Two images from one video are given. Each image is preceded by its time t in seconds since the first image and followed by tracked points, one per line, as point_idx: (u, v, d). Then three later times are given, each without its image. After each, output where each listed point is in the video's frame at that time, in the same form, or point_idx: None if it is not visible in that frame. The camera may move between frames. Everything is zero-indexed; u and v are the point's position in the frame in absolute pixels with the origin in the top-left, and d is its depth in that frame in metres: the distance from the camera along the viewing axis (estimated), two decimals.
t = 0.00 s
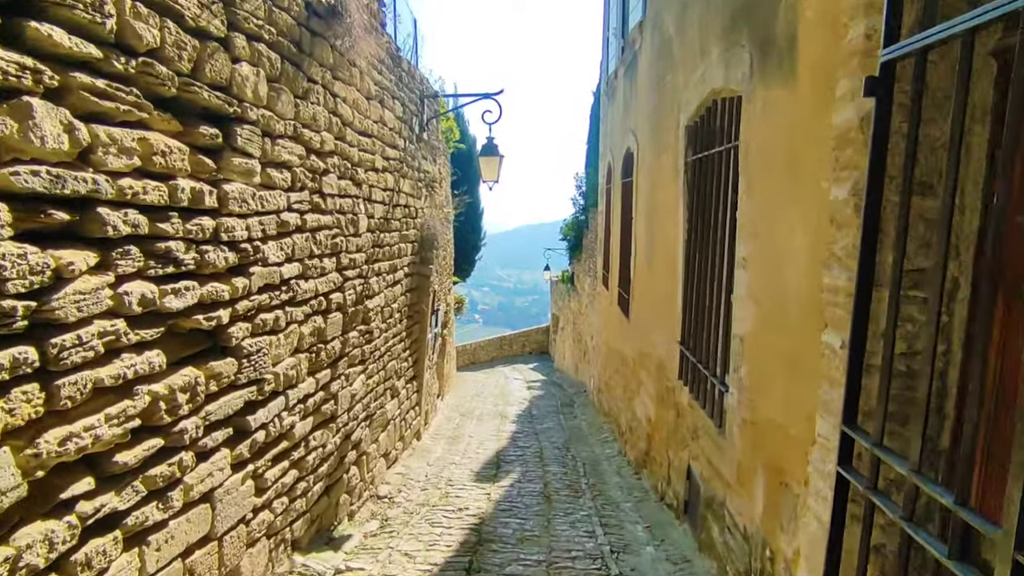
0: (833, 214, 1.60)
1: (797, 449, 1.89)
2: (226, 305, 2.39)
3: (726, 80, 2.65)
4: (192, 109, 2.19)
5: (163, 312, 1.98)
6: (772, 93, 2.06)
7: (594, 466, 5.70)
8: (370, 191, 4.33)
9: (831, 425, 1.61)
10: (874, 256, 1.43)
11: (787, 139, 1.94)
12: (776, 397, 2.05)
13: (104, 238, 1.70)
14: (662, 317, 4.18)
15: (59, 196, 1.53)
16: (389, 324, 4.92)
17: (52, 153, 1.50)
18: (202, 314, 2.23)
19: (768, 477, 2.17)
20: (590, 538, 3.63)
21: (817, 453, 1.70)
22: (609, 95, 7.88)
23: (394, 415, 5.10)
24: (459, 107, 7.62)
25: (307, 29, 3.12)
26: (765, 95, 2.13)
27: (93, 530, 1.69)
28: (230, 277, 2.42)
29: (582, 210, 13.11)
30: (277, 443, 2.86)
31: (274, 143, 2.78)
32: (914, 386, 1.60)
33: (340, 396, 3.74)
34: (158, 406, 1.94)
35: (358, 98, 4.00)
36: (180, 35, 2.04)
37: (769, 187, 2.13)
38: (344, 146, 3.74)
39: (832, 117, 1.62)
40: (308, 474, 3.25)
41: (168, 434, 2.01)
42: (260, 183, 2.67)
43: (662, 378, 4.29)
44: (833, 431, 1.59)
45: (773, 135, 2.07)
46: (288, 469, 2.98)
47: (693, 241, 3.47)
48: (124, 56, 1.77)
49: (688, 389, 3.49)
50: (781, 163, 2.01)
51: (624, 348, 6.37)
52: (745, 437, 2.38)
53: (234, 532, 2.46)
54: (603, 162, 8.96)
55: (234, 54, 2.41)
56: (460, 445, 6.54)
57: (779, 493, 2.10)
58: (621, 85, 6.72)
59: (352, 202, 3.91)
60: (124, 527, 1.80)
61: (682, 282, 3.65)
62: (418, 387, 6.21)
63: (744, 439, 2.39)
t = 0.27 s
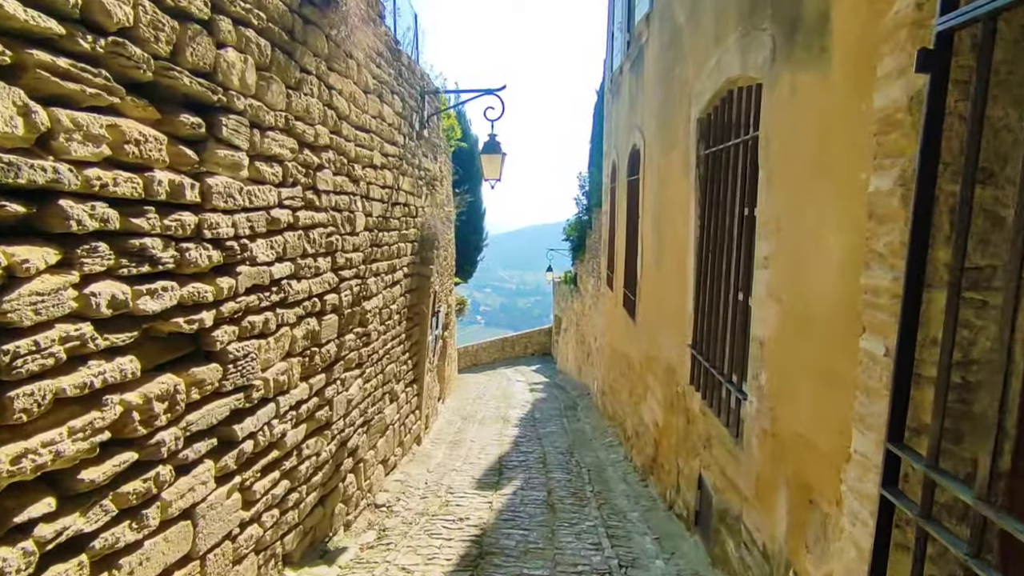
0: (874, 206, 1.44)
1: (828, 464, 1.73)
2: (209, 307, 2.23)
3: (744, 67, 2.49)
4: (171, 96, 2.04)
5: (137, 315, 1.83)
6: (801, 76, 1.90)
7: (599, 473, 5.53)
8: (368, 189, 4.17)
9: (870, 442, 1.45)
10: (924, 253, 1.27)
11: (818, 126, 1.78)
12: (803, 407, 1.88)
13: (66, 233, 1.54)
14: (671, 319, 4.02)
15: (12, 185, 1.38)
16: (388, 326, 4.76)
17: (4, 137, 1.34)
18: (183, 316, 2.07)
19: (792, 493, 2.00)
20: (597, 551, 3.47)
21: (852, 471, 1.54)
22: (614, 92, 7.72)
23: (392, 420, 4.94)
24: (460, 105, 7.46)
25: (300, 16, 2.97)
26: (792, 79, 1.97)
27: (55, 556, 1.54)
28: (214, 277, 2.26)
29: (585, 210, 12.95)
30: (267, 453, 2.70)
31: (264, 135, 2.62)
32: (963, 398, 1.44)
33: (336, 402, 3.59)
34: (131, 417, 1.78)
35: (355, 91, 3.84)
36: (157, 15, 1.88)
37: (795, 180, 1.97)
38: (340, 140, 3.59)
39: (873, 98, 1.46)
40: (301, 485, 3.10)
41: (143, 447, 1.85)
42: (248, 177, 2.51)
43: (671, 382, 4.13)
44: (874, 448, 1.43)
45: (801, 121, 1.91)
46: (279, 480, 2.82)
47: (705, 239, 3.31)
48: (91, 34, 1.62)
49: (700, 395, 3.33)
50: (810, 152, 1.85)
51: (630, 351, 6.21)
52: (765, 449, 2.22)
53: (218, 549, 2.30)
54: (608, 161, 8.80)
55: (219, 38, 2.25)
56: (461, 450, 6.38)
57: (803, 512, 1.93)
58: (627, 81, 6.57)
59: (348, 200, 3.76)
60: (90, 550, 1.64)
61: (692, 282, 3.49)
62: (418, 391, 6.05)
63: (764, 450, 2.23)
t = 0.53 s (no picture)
0: (913, 193, 1.29)
1: (855, 477, 1.58)
2: (187, 306, 2.09)
3: (758, 51, 2.35)
4: (143, 80, 1.90)
5: (103, 314, 1.69)
6: (823, 56, 1.75)
7: (602, 479, 5.39)
8: (363, 185, 4.04)
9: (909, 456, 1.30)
10: (975, 244, 1.12)
11: (842, 109, 1.64)
12: (826, 414, 1.73)
13: (19, 224, 1.40)
14: (678, 321, 3.88)
15: None
16: (385, 327, 4.62)
17: None
18: (157, 316, 1.93)
19: (812, 507, 1.86)
20: (601, 563, 3.32)
21: (886, 487, 1.39)
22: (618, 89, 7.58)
23: (389, 424, 4.80)
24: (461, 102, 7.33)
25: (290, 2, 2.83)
26: (812, 60, 1.83)
27: None
28: (193, 275, 2.12)
29: (588, 210, 12.80)
30: (252, 461, 2.56)
31: (249, 125, 2.48)
32: (1013, 406, 1.29)
33: (328, 407, 3.44)
34: (95, 426, 1.64)
35: (350, 84, 3.71)
36: None
37: (815, 169, 1.83)
38: (333, 134, 3.45)
39: (910, 73, 1.31)
40: (290, 494, 2.95)
41: (110, 457, 1.71)
42: (232, 169, 2.37)
43: (678, 386, 3.98)
44: (913, 464, 1.28)
45: (822, 105, 1.76)
46: (266, 489, 2.68)
47: (714, 237, 3.17)
48: (49, 6, 1.48)
49: (709, 400, 3.17)
50: (832, 137, 1.70)
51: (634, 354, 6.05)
52: (783, 459, 2.07)
53: (197, 565, 2.16)
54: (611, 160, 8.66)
55: (199, 20, 2.12)
56: (461, 454, 6.23)
57: (826, 529, 1.78)
58: (631, 77, 6.43)
59: (342, 196, 3.62)
60: (47, 572, 1.50)
61: (700, 281, 3.34)
62: (416, 393, 5.91)
63: (781, 460, 2.08)
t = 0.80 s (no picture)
0: (963, 175, 1.14)
1: (887, 493, 1.43)
2: (159, 305, 1.94)
3: (773, 33, 2.20)
4: (109, 60, 1.75)
5: (59, 313, 1.54)
6: (853, 31, 1.61)
7: (605, 485, 5.23)
8: (357, 181, 3.90)
9: (958, 474, 1.14)
10: None
11: (875, 87, 1.49)
12: (853, 423, 1.58)
13: None
14: (684, 322, 3.73)
15: None
16: (380, 329, 4.46)
17: None
18: (124, 316, 1.78)
19: (835, 524, 1.70)
20: None
21: (929, 507, 1.24)
22: (621, 86, 7.44)
23: (384, 429, 4.65)
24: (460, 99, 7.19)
25: None
26: (839, 37, 1.68)
27: None
28: (166, 271, 1.97)
29: (591, 211, 12.65)
30: (234, 471, 2.41)
31: (230, 113, 2.34)
32: None
33: (318, 413, 3.29)
34: (50, 436, 1.50)
35: (342, 75, 3.57)
36: None
37: (840, 155, 1.68)
38: (324, 127, 3.31)
39: (959, 40, 1.17)
40: (276, 505, 2.80)
41: (68, 470, 1.56)
42: (211, 159, 2.23)
43: (684, 390, 3.83)
44: (964, 483, 1.13)
45: (851, 85, 1.62)
46: (249, 500, 2.53)
47: (724, 234, 3.01)
48: None
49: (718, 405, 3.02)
50: (863, 119, 1.55)
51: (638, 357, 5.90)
52: (801, 471, 1.91)
53: None
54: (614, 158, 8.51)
55: None
56: (460, 460, 6.08)
57: (851, 550, 1.62)
58: (634, 73, 6.29)
59: (333, 192, 3.47)
60: None
61: (709, 280, 3.19)
62: (414, 397, 5.75)
63: (799, 472, 1.92)
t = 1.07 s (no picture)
0: None
1: (925, 520, 1.29)
2: (124, 308, 1.79)
3: (789, 16, 2.05)
4: (66, 40, 1.60)
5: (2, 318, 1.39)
6: (883, 7, 1.46)
7: (607, 494, 5.07)
8: (349, 180, 3.75)
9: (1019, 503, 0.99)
10: None
11: (912, 68, 1.35)
12: (884, 439, 1.43)
13: None
14: (690, 326, 3.57)
15: None
16: (374, 333, 4.32)
17: None
18: (82, 320, 1.63)
19: (861, 550, 1.54)
20: None
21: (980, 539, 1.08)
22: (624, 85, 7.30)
23: (379, 436, 4.50)
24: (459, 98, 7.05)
25: None
26: (866, 14, 1.54)
27: None
28: (131, 271, 1.82)
29: (593, 213, 12.50)
30: (211, 485, 2.26)
31: (207, 103, 2.19)
32: None
33: (306, 421, 3.14)
34: None
35: (333, 69, 3.43)
36: None
37: (866, 144, 1.53)
38: (313, 121, 3.16)
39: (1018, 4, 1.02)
40: (260, 519, 2.65)
41: (12, 491, 1.41)
42: (184, 151, 2.08)
43: (690, 397, 3.67)
44: None
45: (880, 67, 1.47)
46: (228, 516, 2.38)
47: (733, 233, 2.87)
48: None
49: (727, 413, 2.87)
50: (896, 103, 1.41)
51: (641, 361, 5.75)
52: (821, 489, 1.75)
53: None
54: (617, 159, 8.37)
55: None
56: (458, 467, 5.92)
57: None
58: (637, 71, 6.15)
59: (323, 189, 3.33)
60: None
61: (716, 282, 3.04)
62: (411, 403, 5.60)
63: (819, 490, 1.76)
